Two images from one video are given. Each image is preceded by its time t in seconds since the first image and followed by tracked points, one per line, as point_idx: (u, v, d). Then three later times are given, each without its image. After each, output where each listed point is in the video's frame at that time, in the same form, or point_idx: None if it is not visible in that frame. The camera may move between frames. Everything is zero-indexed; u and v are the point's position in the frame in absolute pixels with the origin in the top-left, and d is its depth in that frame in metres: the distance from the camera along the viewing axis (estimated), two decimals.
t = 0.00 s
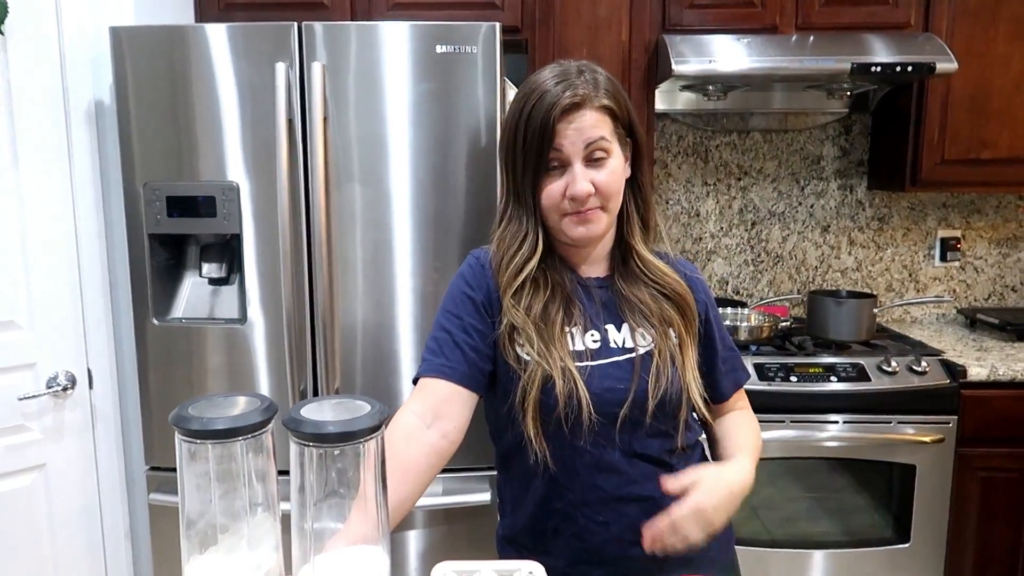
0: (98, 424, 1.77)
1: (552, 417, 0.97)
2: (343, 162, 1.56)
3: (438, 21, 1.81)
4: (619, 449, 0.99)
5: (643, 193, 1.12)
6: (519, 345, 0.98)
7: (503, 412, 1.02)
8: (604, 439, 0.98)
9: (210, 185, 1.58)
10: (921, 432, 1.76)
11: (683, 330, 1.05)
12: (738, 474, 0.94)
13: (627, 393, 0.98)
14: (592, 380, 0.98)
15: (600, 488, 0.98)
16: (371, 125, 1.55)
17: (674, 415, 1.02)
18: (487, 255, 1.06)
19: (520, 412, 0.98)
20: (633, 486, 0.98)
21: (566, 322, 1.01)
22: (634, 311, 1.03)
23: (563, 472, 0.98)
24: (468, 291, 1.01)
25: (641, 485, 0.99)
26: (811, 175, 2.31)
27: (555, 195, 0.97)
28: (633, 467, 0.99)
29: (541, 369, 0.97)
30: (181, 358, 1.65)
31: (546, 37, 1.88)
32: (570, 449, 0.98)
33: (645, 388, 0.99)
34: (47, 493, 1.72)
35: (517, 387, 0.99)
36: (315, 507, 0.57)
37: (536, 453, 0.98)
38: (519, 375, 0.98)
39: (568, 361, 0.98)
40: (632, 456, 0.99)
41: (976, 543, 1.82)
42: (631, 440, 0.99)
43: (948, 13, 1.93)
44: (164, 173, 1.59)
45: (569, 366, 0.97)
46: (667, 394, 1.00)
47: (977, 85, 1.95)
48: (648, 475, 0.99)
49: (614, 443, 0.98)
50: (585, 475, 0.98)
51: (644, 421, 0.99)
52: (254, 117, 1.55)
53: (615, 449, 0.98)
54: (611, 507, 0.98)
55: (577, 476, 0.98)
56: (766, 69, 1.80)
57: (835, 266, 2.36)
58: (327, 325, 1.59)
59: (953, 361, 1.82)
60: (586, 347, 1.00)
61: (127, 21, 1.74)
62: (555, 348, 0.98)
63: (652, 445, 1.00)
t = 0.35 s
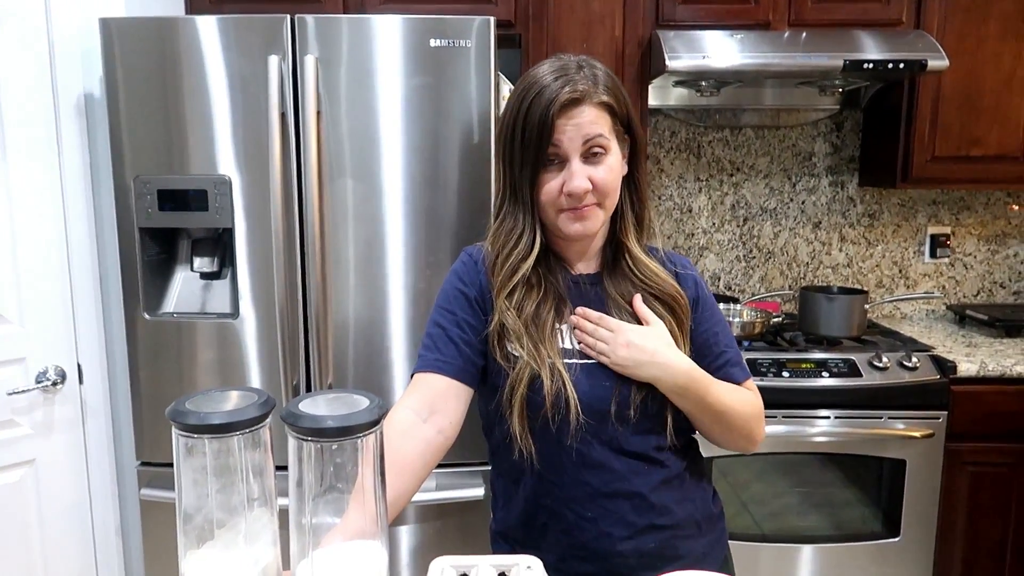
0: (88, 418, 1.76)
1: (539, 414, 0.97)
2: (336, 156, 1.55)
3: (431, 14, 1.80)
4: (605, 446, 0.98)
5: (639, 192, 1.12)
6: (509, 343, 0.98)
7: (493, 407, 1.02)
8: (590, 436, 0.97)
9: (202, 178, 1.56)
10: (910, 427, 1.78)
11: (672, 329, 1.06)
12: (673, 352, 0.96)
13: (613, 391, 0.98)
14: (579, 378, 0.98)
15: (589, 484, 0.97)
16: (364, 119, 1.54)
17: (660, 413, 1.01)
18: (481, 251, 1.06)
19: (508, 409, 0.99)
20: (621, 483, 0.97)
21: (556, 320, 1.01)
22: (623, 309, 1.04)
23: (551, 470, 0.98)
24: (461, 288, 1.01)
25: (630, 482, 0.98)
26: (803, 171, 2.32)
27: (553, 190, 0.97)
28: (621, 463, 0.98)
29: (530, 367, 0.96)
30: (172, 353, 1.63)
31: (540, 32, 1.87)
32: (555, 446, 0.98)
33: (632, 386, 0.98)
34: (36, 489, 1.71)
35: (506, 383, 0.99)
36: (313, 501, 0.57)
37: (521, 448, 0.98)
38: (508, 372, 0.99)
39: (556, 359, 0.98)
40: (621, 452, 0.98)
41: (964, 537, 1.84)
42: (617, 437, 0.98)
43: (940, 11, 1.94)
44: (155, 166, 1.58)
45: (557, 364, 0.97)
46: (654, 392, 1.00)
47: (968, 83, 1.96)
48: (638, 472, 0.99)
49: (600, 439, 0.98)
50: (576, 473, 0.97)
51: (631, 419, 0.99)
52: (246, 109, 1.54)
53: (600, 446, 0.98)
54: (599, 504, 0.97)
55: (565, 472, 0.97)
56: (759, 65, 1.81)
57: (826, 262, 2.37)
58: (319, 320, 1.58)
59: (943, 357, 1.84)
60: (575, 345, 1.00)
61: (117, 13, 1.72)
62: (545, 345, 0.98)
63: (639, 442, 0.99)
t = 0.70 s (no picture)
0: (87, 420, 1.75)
1: (539, 416, 0.97)
2: (336, 153, 1.54)
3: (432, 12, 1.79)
4: (608, 447, 0.97)
5: (640, 192, 1.11)
6: (508, 344, 0.97)
7: (494, 410, 1.02)
8: (592, 437, 0.97)
9: (201, 176, 1.55)
10: (913, 425, 1.77)
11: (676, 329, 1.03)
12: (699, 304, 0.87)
13: (615, 392, 0.97)
14: (580, 381, 0.97)
15: (591, 483, 0.96)
16: (364, 116, 1.53)
17: (664, 411, 1.00)
18: (483, 253, 1.05)
19: (509, 412, 0.98)
20: (624, 482, 0.97)
21: (556, 323, 1.00)
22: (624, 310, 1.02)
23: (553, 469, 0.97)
24: (463, 289, 1.00)
25: (633, 480, 0.97)
26: (805, 169, 2.31)
27: (554, 177, 0.95)
28: (623, 463, 0.97)
29: (528, 369, 0.96)
30: (172, 352, 1.62)
31: (541, 29, 1.87)
32: (558, 447, 0.97)
33: (632, 388, 0.98)
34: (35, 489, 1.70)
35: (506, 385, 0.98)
36: (315, 502, 0.56)
37: (522, 451, 0.98)
38: (508, 374, 0.98)
39: (556, 362, 0.97)
40: (624, 450, 0.98)
41: (967, 535, 1.83)
42: (620, 436, 0.98)
43: (942, 7, 1.93)
44: (154, 164, 1.57)
45: (557, 368, 0.97)
46: (656, 393, 0.99)
47: (971, 79, 1.95)
48: (641, 470, 0.98)
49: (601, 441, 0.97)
50: (579, 470, 0.97)
51: (633, 421, 0.98)
52: (245, 106, 1.53)
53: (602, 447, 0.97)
54: (602, 503, 0.96)
55: (567, 472, 0.97)
56: (761, 62, 1.80)
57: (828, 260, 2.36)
58: (320, 318, 1.57)
59: (946, 355, 1.83)
60: (576, 347, 0.99)
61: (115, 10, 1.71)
62: (544, 350, 0.97)
63: (641, 442, 0.99)
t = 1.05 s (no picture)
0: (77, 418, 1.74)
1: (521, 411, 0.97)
2: (328, 150, 1.53)
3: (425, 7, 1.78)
4: (588, 441, 0.97)
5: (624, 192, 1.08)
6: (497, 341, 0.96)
7: (484, 409, 1.02)
8: (575, 432, 0.97)
9: (192, 173, 1.54)
10: (907, 421, 1.78)
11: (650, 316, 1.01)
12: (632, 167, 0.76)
13: (595, 385, 0.96)
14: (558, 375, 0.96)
15: (584, 482, 0.97)
16: (356, 112, 1.52)
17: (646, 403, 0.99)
18: (471, 254, 1.04)
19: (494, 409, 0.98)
20: (616, 479, 0.97)
21: (540, 321, 0.96)
22: (599, 304, 0.99)
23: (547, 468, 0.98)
24: (452, 288, 0.99)
25: (625, 478, 0.97)
26: (799, 165, 2.31)
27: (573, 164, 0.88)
28: (613, 459, 0.97)
29: (512, 369, 0.94)
30: (163, 351, 1.61)
31: (534, 25, 1.86)
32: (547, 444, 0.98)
33: (611, 380, 0.96)
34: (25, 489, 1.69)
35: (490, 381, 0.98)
36: (309, 504, 0.55)
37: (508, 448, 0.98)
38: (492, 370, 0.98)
39: (537, 359, 0.95)
40: (619, 450, 0.97)
41: (959, 530, 1.84)
42: (598, 429, 0.97)
43: (936, 3, 1.93)
44: (144, 161, 1.55)
45: (536, 363, 0.95)
46: (635, 384, 0.97)
47: (964, 75, 1.96)
48: (633, 468, 0.97)
49: (584, 435, 0.97)
50: (570, 470, 0.97)
51: (612, 413, 0.97)
52: (237, 103, 1.51)
53: (585, 440, 0.97)
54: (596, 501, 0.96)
55: (558, 471, 0.98)
56: (755, 58, 1.79)
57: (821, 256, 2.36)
58: (313, 316, 1.56)
59: (940, 351, 1.83)
60: (558, 343, 0.97)
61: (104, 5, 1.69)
62: (527, 346, 0.95)
63: (627, 435, 0.98)
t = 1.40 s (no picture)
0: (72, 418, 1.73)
1: (519, 409, 0.97)
2: (324, 149, 1.52)
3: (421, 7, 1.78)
4: (583, 442, 0.97)
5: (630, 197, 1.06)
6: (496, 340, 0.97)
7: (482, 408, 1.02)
8: (572, 433, 0.97)
9: (187, 172, 1.53)
10: (902, 420, 1.78)
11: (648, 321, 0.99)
12: (568, 212, 0.78)
13: (594, 389, 0.96)
14: (556, 377, 0.96)
15: (580, 482, 0.96)
16: (352, 110, 1.51)
17: (645, 407, 0.98)
18: (468, 254, 1.04)
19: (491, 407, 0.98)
20: (613, 480, 0.96)
21: (536, 318, 0.97)
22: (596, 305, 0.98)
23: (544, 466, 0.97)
24: (449, 288, 0.99)
25: (622, 479, 0.96)
26: (795, 164, 2.31)
27: (574, 151, 0.90)
28: (610, 460, 0.97)
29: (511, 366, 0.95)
30: (158, 351, 1.61)
31: (531, 24, 1.85)
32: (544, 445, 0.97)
33: (611, 384, 0.96)
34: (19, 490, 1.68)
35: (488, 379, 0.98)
36: (308, 506, 0.55)
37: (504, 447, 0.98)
38: (491, 369, 0.98)
39: (532, 357, 0.95)
40: (614, 449, 0.97)
41: (955, 528, 1.85)
42: (595, 432, 0.97)
43: (931, 3, 1.94)
44: (139, 160, 1.54)
45: (530, 360, 0.95)
46: (634, 388, 0.97)
47: (959, 75, 1.96)
48: (631, 468, 0.97)
49: (580, 436, 0.96)
50: (565, 469, 0.97)
51: (611, 417, 0.96)
52: (232, 102, 1.51)
53: (581, 442, 0.96)
54: (593, 501, 0.96)
55: (555, 471, 0.97)
56: (752, 57, 1.79)
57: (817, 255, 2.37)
58: (309, 316, 1.56)
59: (936, 350, 1.83)
60: (555, 343, 0.96)
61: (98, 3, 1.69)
62: (523, 343, 0.95)
63: (625, 437, 0.97)
